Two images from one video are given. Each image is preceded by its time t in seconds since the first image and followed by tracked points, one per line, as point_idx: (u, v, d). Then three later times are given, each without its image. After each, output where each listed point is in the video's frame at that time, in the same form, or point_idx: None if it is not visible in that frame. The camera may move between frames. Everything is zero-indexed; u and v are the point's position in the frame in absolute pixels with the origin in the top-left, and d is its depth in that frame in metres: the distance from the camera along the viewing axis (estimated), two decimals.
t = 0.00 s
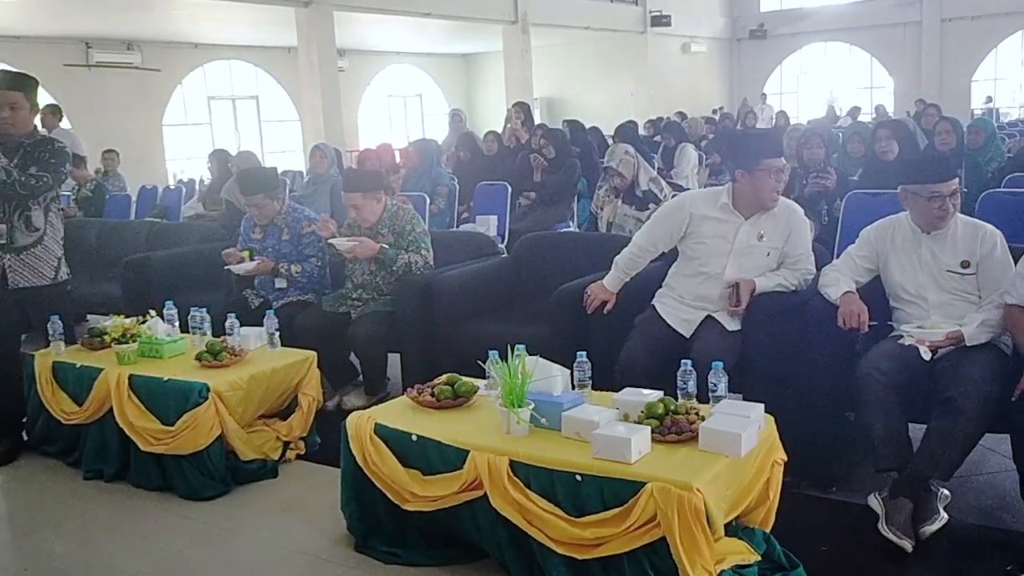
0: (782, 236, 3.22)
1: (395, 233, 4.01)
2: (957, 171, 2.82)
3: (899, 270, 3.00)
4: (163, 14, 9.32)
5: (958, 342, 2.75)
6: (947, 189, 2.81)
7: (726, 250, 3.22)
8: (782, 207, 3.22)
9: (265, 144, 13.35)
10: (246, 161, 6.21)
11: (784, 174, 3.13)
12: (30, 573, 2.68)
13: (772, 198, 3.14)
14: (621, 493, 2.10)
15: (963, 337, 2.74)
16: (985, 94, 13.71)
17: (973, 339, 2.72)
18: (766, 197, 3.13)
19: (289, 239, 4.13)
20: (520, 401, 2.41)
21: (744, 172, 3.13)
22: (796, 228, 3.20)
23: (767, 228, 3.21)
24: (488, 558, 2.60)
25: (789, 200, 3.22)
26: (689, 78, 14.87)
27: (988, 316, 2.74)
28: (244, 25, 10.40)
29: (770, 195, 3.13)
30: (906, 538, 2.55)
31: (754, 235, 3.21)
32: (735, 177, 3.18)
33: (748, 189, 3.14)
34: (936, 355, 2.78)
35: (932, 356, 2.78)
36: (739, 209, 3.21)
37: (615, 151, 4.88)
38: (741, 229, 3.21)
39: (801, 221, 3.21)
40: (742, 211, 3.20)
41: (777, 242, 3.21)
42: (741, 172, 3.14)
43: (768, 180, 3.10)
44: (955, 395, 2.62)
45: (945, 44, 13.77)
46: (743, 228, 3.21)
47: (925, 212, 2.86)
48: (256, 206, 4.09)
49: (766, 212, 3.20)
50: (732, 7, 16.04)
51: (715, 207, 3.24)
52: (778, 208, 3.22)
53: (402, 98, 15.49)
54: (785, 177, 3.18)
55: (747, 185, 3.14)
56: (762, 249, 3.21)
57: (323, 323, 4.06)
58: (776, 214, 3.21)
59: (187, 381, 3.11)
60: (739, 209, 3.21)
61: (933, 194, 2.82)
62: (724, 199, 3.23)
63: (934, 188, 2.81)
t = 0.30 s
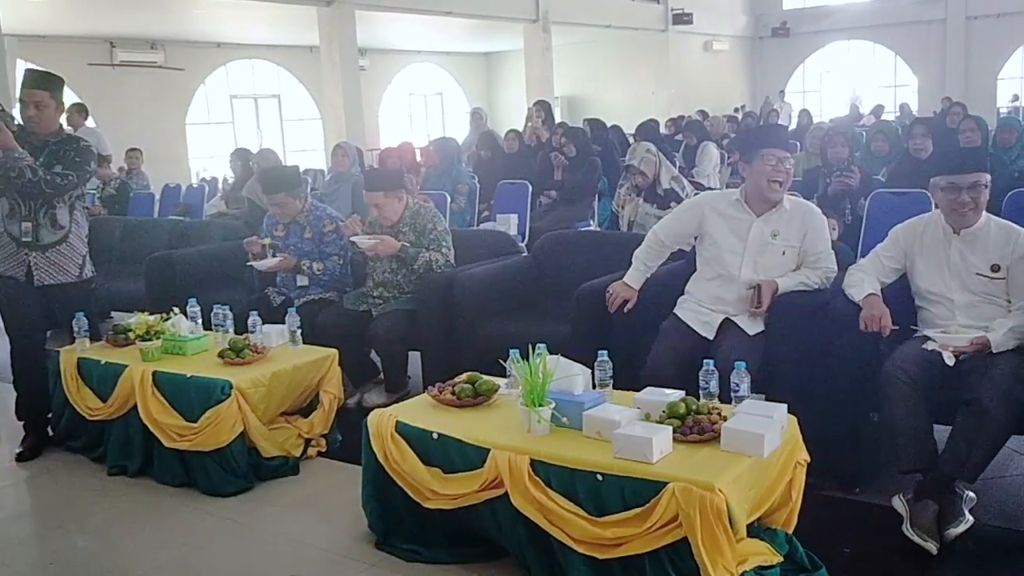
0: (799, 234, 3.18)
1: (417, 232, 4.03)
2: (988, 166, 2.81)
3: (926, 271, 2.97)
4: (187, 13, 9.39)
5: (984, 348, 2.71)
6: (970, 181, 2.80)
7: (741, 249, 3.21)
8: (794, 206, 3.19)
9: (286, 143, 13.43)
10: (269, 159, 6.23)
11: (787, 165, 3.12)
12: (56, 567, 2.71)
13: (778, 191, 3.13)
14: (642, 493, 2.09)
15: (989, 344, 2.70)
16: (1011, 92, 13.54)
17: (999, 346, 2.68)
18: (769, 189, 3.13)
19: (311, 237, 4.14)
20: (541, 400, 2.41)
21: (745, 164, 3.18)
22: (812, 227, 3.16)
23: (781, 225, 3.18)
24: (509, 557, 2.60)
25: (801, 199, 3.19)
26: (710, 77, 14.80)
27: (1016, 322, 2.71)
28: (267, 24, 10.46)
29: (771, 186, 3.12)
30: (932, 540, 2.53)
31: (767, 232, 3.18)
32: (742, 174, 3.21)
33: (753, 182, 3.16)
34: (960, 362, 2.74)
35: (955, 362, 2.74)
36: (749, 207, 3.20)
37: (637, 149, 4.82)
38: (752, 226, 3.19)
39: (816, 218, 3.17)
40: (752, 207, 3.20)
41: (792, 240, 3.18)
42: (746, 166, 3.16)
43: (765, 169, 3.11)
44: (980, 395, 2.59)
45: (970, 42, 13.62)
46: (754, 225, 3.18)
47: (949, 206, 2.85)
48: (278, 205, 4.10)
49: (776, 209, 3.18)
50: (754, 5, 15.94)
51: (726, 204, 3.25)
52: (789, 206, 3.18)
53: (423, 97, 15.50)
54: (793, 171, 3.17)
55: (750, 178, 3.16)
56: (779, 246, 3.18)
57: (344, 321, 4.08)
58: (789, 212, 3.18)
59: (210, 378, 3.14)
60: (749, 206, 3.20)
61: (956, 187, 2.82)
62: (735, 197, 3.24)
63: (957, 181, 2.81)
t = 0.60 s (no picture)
0: (803, 234, 3.15)
1: (430, 231, 4.03)
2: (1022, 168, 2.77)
3: (949, 271, 2.94)
4: (203, 12, 9.44)
5: (1002, 356, 2.65)
6: (1000, 181, 2.76)
7: (744, 251, 3.21)
8: (793, 206, 3.18)
9: (301, 141, 13.47)
10: (283, 158, 6.26)
11: (786, 168, 3.13)
12: (73, 563, 2.73)
13: (775, 191, 3.13)
14: (656, 493, 2.09)
15: (1007, 351, 2.64)
16: None
17: (1017, 352, 2.62)
18: (766, 190, 3.13)
19: (326, 236, 4.15)
20: (555, 400, 2.41)
21: (744, 167, 3.19)
22: (817, 226, 3.13)
23: (783, 226, 3.16)
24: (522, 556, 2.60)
25: (801, 199, 3.18)
26: (725, 77, 14.75)
27: None
28: (282, 23, 10.49)
29: (770, 189, 3.13)
30: (948, 542, 2.52)
31: (769, 233, 3.17)
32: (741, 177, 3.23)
33: (751, 183, 3.17)
34: (975, 370, 2.69)
35: (971, 370, 2.69)
36: (749, 208, 3.21)
37: (651, 148, 4.83)
38: (753, 227, 3.18)
39: (819, 216, 3.14)
40: (753, 209, 3.20)
41: (795, 239, 3.15)
42: (743, 168, 3.18)
43: (763, 172, 3.13)
44: (997, 397, 2.58)
45: (988, 41, 13.51)
46: (754, 227, 3.18)
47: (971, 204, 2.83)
48: (292, 204, 4.10)
49: (776, 210, 3.17)
50: (769, 4, 15.87)
51: (728, 206, 3.26)
52: (789, 205, 3.18)
53: (436, 96, 15.51)
54: (791, 172, 3.17)
55: (747, 180, 3.18)
56: (782, 247, 3.16)
57: (358, 320, 4.09)
58: (789, 212, 3.17)
59: (225, 376, 3.15)
60: (749, 207, 3.21)
61: (980, 185, 2.80)
62: (737, 199, 3.25)
63: (980, 181, 2.79)
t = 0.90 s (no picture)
0: (804, 227, 3.14)
1: (440, 228, 4.04)
2: None
3: (965, 269, 2.92)
4: (212, 10, 9.46)
5: (1015, 355, 2.64)
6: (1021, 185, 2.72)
7: (751, 246, 3.20)
8: (797, 199, 3.17)
9: (310, 139, 13.49)
10: (292, 156, 6.27)
11: (790, 168, 3.11)
12: (84, 559, 2.74)
13: (779, 190, 3.12)
14: (666, 490, 2.09)
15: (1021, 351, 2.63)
16: None
17: None
18: (770, 190, 3.12)
19: (335, 233, 4.16)
20: (564, 397, 2.41)
21: (747, 168, 3.16)
22: (820, 219, 3.12)
23: (787, 220, 3.16)
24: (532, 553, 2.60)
25: (804, 192, 3.17)
26: (734, 73, 14.69)
27: None
28: (292, 21, 10.50)
29: (776, 189, 3.12)
30: (959, 540, 2.51)
31: (774, 228, 3.16)
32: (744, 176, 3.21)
33: (754, 182, 3.16)
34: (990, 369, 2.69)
35: (985, 369, 2.69)
36: (752, 206, 3.20)
37: (661, 145, 4.82)
38: (758, 223, 3.18)
39: (821, 208, 3.14)
40: (756, 206, 3.19)
41: (798, 233, 3.14)
42: (745, 168, 3.17)
43: (769, 174, 3.11)
44: (1009, 396, 2.56)
45: (1000, 37, 13.41)
46: (760, 224, 3.17)
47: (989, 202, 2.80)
48: (299, 202, 4.12)
49: (780, 206, 3.16)
50: None
51: (731, 204, 3.26)
52: (792, 199, 3.17)
53: (445, 93, 15.50)
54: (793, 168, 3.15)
55: (751, 179, 3.16)
56: (786, 242, 3.15)
57: (367, 317, 4.10)
58: (793, 207, 3.16)
59: (234, 373, 3.16)
60: (753, 205, 3.20)
61: (1000, 187, 2.76)
62: (740, 198, 3.24)
63: (1000, 181, 2.75)
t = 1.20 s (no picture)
0: (823, 232, 3.13)
1: (445, 225, 4.04)
2: None
3: (970, 267, 2.92)
4: (218, 6, 9.47)
5: None
6: None
7: (767, 246, 3.17)
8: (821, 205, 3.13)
9: (315, 135, 13.50)
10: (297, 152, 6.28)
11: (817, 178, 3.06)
12: (88, 553, 2.75)
13: (805, 198, 3.07)
14: (669, 488, 2.09)
15: None
16: None
17: None
18: (796, 197, 3.07)
19: (340, 230, 4.16)
20: (568, 395, 2.41)
21: (773, 170, 3.12)
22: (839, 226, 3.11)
23: (807, 225, 3.13)
24: (535, 551, 2.60)
25: (827, 197, 3.13)
26: (740, 71, 14.66)
27: None
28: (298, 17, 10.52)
29: (799, 197, 3.07)
30: (963, 541, 2.50)
31: (794, 231, 3.13)
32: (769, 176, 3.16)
33: (781, 185, 3.10)
34: (998, 364, 2.66)
35: (994, 364, 2.66)
36: (773, 206, 3.17)
37: (666, 143, 4.82)
38: (779, 225, 3.14)
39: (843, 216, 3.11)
40: (779, 208, 3.15)
41: (816, 238, 3.12)
42: (771, 169, 3.12)
43: (793, 180, 3.06)
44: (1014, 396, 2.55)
45: (1007, 36, 13.37)
46: (779, 226, 3.14)
47: (998, 216, 2.77)
48: (303, 199, 4.12)
49: (802, 211, 3.13)
50: None
51: (753, 204, 3.21)
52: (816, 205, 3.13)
53: (450, 90, 15.50)
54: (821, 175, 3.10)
55: (777, 182, 3.11)
56: (803, 246, 3.13)
57: (371, 313, 4.10)
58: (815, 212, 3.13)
59: (238, 369, 3.17)
60: (776, 207, 3.16)
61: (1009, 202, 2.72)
62: (760, 198, 3.20)
63: (1010, 198, 2.71)
